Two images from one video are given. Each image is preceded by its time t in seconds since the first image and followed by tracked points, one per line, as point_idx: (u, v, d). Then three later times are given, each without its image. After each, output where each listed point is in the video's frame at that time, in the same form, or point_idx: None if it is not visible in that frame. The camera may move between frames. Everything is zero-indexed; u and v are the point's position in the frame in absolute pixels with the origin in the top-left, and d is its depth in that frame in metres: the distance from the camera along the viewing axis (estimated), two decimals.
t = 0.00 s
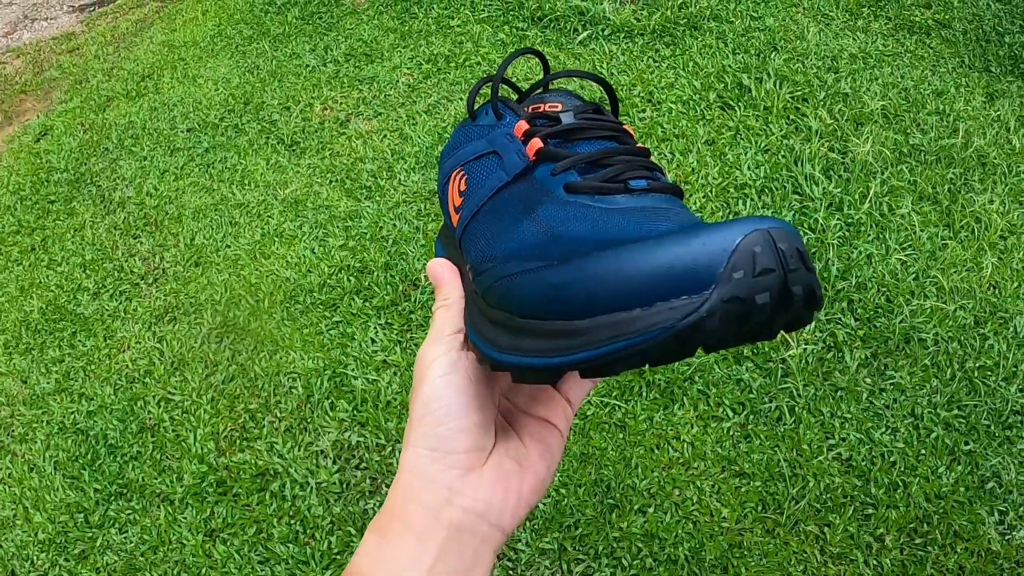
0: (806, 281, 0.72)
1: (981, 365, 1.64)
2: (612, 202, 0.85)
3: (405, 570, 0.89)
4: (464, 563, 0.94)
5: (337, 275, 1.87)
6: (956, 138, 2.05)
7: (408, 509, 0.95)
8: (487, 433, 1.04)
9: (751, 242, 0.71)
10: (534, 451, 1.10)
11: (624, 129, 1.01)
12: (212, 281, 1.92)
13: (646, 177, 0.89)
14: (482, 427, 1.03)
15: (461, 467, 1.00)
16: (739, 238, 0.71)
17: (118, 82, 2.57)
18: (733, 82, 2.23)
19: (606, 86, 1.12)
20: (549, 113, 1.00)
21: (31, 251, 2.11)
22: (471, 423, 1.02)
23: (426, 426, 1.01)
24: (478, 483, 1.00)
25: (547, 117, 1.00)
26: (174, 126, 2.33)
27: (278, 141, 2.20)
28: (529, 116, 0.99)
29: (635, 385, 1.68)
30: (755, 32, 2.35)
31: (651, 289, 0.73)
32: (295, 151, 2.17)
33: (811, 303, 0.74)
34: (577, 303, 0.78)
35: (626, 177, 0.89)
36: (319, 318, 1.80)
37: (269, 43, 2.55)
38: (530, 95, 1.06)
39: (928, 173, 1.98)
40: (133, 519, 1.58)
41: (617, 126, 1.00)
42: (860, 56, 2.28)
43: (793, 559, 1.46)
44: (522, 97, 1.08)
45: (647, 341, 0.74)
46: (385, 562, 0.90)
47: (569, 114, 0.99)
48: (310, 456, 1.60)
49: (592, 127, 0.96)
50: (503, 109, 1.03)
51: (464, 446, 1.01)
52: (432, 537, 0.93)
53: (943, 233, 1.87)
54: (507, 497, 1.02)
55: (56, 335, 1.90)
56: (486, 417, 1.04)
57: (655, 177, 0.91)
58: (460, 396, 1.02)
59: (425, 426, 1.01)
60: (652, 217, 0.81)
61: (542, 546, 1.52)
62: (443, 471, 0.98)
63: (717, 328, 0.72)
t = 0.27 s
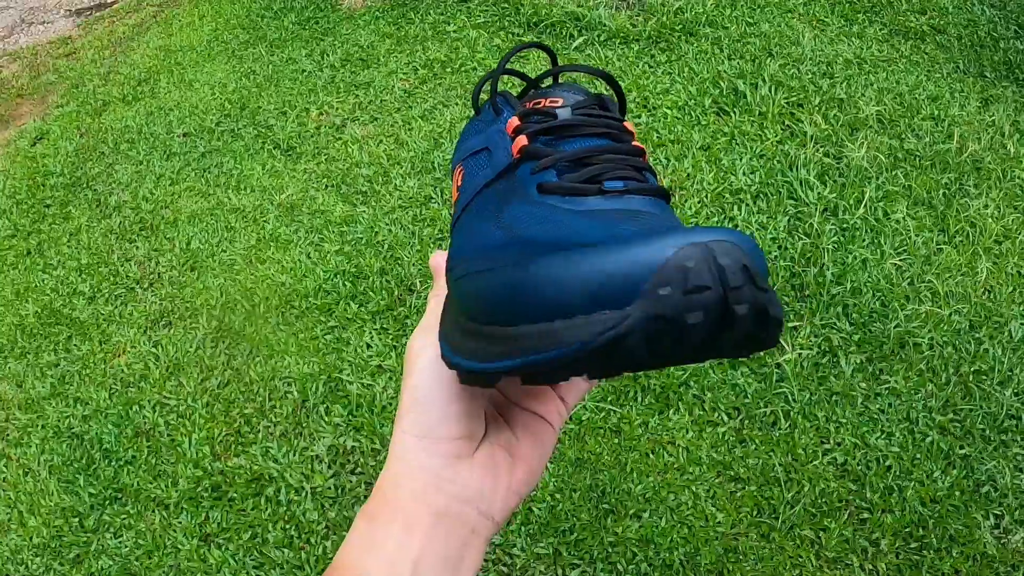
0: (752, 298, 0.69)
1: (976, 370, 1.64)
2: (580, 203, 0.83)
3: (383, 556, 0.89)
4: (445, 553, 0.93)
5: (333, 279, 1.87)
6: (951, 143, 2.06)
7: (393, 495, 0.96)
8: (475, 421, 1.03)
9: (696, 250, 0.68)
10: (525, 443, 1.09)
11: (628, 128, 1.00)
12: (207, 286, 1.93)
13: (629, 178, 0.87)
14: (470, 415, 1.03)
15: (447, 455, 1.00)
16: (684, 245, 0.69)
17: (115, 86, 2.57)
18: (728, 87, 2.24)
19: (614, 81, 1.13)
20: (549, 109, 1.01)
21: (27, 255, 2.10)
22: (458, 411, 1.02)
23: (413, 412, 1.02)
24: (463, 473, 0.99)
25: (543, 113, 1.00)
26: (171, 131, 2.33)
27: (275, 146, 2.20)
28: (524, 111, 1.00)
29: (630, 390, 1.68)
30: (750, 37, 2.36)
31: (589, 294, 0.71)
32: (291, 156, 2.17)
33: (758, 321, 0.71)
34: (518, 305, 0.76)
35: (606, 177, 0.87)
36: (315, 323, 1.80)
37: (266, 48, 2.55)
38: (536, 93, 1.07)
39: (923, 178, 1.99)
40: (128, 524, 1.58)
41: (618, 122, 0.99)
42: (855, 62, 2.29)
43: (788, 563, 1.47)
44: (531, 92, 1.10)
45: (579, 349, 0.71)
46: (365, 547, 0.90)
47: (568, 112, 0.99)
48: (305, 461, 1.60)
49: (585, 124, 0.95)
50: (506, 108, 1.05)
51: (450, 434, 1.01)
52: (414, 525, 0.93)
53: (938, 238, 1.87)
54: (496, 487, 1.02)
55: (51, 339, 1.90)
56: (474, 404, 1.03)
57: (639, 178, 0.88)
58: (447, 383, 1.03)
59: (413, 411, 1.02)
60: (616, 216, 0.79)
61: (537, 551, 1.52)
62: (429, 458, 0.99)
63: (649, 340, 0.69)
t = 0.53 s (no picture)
0: (648, 317, 0.72)
1: (972, 373, 1.65)
2: (525, 205, 0.88)
3: (372, 547, 0.97)
4: (432, 544, 1.00)
5: (330, 283, 1.87)
6: (947, 148, 2.06)
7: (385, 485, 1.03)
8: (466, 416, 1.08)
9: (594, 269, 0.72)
10: (520, 437, 1.13)
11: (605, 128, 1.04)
12: (205, 289, 1.93)
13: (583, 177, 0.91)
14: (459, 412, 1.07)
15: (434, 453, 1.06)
16: (588, 261, 0.73)
17: (113, 90, 2.57)
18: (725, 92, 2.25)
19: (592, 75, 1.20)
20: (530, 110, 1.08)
21: (25, 258, 2.10)
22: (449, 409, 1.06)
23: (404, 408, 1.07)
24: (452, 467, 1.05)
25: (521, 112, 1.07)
26: (168, 135, 2.34)
27: (273, 150, 2.20)
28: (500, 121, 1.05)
29: (627, 394, 1.68)
30: (747, 43, 2.36)
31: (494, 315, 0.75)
32: (289, 160, 2.18)
33: (662, 340, 0.73)
34: (439, 319, 0.80)
35: (562, 176, 0.91)
36: (312, 327, 1.80)
37: (263, 52, 2.56)
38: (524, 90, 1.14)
39: (919, 182, 1.99)
40: (125, 527, 1.58)
41: (593, 120, 1.04)
42: (851, 67, 2.30)
43: (785, 567, 1.47)
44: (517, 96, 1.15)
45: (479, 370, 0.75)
46: (357, 536, 0.98)
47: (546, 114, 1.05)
48: (302, 464, 1.60)
49: (556, 121, 1.01)
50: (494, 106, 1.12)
51: (430, 430, 1.06)
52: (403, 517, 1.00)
53: (934, 242, 1.88)
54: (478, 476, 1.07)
55: (48, 343, 1.90)
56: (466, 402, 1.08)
57: (596, 176, 0.92)
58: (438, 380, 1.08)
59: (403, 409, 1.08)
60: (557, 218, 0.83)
61: (534, 555, 1.52)
62: (417, 450, 1.05)
63: (536, 361, 0.72)
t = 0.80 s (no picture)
0: (636, 372, 0.78)
1: (971, 375, 1.65)
2: (525, 236, 0.92)
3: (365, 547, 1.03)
4: (428, 543, 1.06)
5: (330, 285, 1.87)
6: (945, 150, 2.07)
7: (378, 486, 1.11)
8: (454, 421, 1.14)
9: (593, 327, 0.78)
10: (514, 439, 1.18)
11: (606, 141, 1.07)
12: (205, 291, 1.93)
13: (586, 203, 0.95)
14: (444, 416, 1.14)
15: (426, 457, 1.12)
16: (583, 319, 0.79)
17: (113, 93, 2.58)
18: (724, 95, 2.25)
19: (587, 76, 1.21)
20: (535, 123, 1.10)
21: (25, 260, 2.11)
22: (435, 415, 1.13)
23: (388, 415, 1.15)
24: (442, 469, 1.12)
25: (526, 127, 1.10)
26: (168, 137, 2.34)
27: (272, 152, 2.21)
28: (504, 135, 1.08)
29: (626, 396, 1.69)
30: (746, 46, 2.37)
31: (495, 364, 0.80)
32: (289, 162, 2.18)
33: (650, 388, 0.80)
34: (441, 351, 0.85)
35: (563, 203, 0.96)
36: (312, 329, 1.80)
37: (263, 55, 2.56)
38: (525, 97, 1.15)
39: (918, 184, 2.00)
40: (125, 529, 1.58)
41: (596, 135, 1.07)
42: (850, 70, 2.30)
43: (784, 568, 1.47)
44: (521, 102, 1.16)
45: (478, 419, 0.82)
46: (350, 536, 1.05)
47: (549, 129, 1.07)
48: (302, 466, 1.60)
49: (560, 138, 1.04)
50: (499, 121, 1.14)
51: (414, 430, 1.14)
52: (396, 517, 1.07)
53: (933, 244, 1.88)
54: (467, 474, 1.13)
55: (48, 344, 1.90)
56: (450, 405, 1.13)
57: (598, 202, 0.96)
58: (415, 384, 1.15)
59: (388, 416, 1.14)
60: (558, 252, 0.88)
61: (533, 556, 1.52)
62: (410, 453, 1.13)
63: (529, 412, 0.80)
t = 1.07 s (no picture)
0: (588, 355, 0.77)
1: (970, 374, 1.65)
2: (522, 222, 0.93)
3: (348, 544, 1.01)
4: (408, 542, 1.04)
5: (329, 284, 1.87)
6: (944, 149, 2.07)
7: (359, 485, 1.08)
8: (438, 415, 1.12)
9: (543, 301, 0.77)
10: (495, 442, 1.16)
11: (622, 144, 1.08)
12: (204, 289, 1.93)
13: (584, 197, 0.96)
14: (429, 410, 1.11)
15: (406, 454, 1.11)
16: (540, 294, 0.78)
17: (112, 91, 2.58)
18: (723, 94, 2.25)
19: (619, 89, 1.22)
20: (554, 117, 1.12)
21: (24, 258, 2.11)
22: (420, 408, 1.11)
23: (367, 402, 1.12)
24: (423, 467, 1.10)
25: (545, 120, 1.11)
26: (168, 136, 2.34)
27: (272, 151, 2.21)
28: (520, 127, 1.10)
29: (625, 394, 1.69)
30: (746, 45, 2.37)
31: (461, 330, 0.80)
32: (288, 160, 2.18)
33: (601, 374, 0.79)
34: (415, 316, 0.85)
35: (564, 194, 0.97)
36: (311, 327, 1.80)
37: (263, 54, 2.57)
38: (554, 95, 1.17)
39: (917, 184, 2.00)
40: (124, 526, 1.58)
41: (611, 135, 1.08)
42: (850, 69, 2.30)
43: (783, 566, 1.47)
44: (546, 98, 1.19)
45: (434, 381, 0.82)
46: (331, 534, 1.02)
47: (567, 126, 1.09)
48: (301, 464, 1.60)
49: (574, 133, 1.05)
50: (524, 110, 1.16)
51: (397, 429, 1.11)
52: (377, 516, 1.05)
53: (932, 243, 1.88)
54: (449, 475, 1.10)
55: (48, 342, 1.90)
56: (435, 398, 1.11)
57: (597, 198, 0.97)
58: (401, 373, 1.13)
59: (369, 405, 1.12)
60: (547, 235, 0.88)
61: (532, 554, 1.52)
62: (393, 452, 1.10)
63: (481, 382, 0.79)
